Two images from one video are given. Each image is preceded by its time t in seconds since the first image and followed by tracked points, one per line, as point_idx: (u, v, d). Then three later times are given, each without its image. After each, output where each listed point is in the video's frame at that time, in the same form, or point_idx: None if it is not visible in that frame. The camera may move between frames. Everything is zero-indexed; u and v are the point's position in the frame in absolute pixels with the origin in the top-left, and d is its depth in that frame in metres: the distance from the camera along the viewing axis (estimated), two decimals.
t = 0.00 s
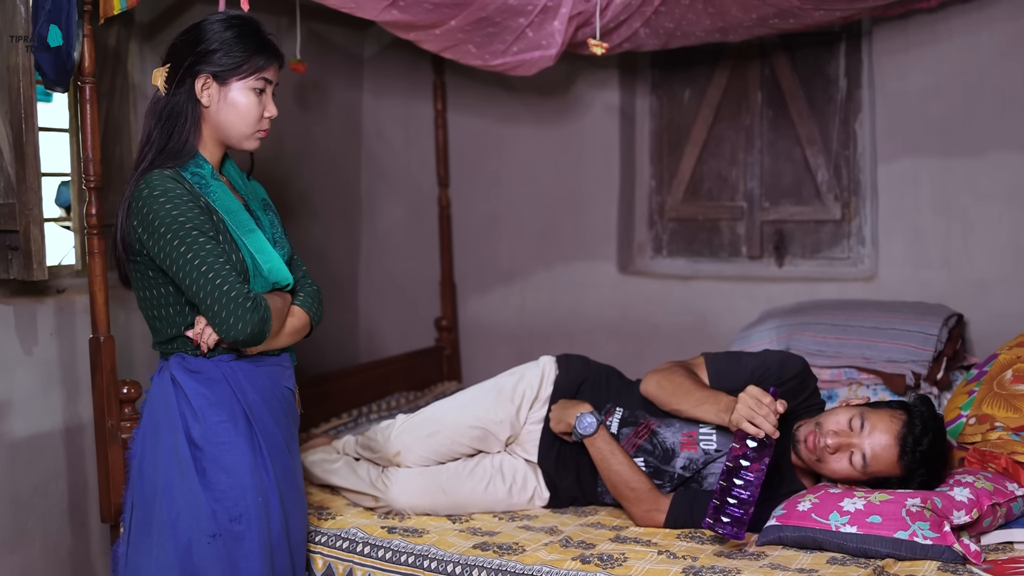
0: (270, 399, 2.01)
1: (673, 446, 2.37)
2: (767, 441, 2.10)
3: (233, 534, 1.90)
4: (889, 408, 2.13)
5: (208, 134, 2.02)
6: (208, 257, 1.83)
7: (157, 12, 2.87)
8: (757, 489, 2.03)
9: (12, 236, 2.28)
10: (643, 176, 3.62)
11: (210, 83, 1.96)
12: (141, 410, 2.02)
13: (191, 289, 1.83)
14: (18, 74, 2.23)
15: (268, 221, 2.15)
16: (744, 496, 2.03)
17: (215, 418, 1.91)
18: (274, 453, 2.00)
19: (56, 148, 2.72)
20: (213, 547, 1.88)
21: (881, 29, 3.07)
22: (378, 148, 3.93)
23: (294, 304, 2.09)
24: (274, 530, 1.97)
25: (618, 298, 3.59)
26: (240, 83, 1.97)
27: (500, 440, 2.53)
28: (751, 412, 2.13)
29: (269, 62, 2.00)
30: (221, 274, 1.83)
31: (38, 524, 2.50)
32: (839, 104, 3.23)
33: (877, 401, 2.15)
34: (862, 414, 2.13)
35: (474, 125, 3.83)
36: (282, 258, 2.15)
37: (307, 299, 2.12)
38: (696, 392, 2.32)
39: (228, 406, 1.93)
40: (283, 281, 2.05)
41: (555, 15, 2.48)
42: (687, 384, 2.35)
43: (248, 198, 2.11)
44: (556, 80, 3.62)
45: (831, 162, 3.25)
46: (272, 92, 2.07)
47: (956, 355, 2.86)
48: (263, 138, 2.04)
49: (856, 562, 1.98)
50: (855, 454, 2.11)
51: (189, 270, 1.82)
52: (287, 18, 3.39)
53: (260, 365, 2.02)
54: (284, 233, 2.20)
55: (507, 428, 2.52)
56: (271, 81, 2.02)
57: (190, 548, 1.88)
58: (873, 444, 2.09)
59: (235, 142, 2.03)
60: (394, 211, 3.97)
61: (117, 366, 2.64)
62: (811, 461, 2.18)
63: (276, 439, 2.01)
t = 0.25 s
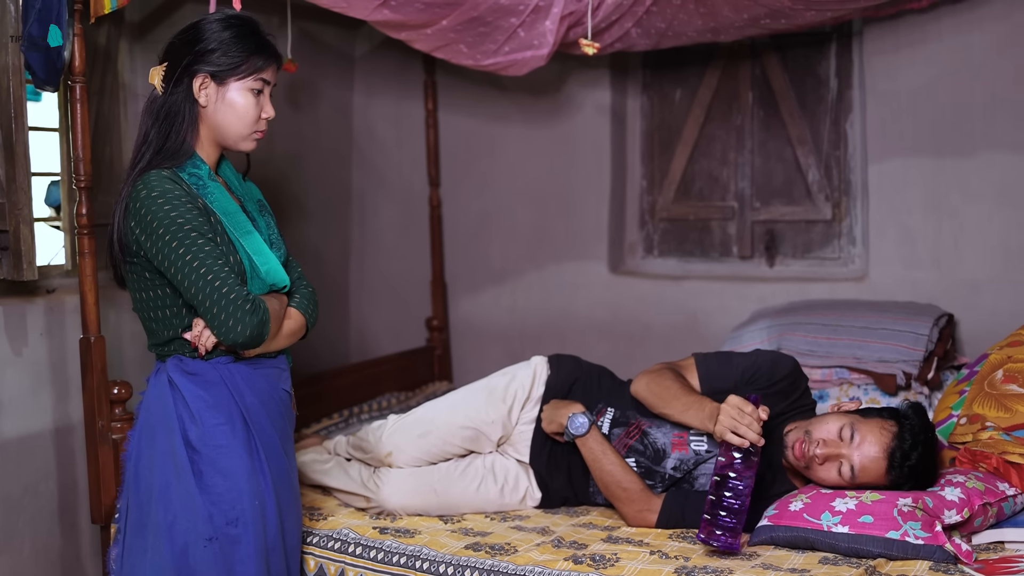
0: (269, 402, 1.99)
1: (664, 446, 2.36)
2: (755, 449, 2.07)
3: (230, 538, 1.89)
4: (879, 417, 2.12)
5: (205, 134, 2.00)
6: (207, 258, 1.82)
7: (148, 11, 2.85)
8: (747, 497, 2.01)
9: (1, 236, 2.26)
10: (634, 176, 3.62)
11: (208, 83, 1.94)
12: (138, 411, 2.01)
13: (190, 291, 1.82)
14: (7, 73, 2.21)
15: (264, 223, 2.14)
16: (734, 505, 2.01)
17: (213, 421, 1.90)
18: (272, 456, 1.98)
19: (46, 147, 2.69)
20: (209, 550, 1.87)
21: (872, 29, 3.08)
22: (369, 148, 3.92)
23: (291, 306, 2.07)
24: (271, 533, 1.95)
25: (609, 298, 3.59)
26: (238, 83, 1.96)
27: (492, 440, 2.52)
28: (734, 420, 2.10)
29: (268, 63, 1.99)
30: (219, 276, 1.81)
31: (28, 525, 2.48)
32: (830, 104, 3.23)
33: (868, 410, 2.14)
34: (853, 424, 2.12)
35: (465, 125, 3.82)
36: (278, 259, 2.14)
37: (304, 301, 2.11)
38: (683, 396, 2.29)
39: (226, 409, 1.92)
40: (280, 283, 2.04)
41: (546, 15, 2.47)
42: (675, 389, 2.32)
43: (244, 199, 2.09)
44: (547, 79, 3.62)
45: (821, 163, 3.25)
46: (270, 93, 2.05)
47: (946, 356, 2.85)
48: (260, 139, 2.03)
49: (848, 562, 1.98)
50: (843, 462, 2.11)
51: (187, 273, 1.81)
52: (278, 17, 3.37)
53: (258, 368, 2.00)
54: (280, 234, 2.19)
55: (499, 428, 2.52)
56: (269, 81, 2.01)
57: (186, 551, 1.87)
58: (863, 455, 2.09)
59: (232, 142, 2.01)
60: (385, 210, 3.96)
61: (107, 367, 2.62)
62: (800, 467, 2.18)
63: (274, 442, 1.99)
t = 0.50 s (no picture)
0: (263, 403, 1.98)
1: (656, 448, 2.36)
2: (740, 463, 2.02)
3: (224, 539, 1.88)
4: (872, 426, 2.10)
5: (200, 135, 1.99)
6: (203, 259, 1.81)
7: (139, 11, 2.84)
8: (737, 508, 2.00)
9: None
10: (627, 177, 3.60)
11: (204, 83, 1.93)
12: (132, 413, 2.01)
13: (185, 292, 1.81)
14: None
15: (259, 224, 2.13)
16: (723, 514, 2.00)
17: (207, 422, 1.89)
18: (266, 457, 1.97)
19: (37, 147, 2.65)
20: (202, 551, 1.86)
21: (863, 30, 3.09)
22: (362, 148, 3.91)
23: (285, 308, 2.06)
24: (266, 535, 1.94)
25: (601, 299, 3.59)
26: (234, 84, 1.95)
27: (484, 441, 2.52)
28: (715, 435, 2.06)
29: (264, 65, 1.98)
30: (215, 277, 1.80)
31: (19, 526, 2.47)
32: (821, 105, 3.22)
33: (861, 418, 2.12)
34: (845, 433, 2.10)
35: (457, 125, 3.82)
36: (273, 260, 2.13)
37: (298, 303, 2.10)
38: (670, 404, 2.28)
39: (221, 410, 1.91)
40: (274, 285, 2.03)
41: (539, 15, 2.47)
42: (663, 396, 2.31)
43: (238, 200, 2.08)
44: (540, 80, 3.62)
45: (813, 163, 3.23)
46: (266, 94, 2.05)
47: (938, 356, 2.87)
48: (255, 140, 2.02)
49: (841, 562, 1.98)
50: (835, 472, 2.09)
51: (183, 273, 1.80)
52: (270, 17, 3.36)
53: (253, 369, 1.99)
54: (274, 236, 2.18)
55: (492, 429, 2.51)
56: (265, 83, 2.00)
57: (180, 552, 1.86)
58: (854, 465, 2.07)
59: (227, 143, 2.00)
60: (377, 211, 3.95)
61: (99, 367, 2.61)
62: (790, 472, 2.17)
63: (268, 443, 1.98)
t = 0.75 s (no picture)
0: (256, 403, 1.97)
1: (645, 448, 2.37)
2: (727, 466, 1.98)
3: (216, 539, 1.87)
4: (866, 432, 2.09)
5: (193, 133, 1.98)
6: (195, 258, 1.80)
7: (130, 9, 2.83)
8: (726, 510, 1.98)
9: None
10: (618, 175, 3.61)
11: (197, 82, 1.92)
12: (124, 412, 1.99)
13: (177, 291, 1.80)
14: None
15: (251, 223, 2.11)
16: (713, 515, 1.99)
17: (199, 422, 1.88)
18: (258, 457, 1.96)
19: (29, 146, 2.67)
20: (194, 551, 1.85)
21: (855, 30, 3.09)
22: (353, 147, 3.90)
23: (277, 307, 2.05)
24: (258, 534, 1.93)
25: (592, 298, 3.59)
26: (228, 83, 1.93)
27: (477, 440, 2.51)
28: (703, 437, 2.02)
29: (258, 64, 1.97)
30: (207, 277, 1.79)
31: (9, 527, 2.45)
32: (813, 104, 3.25)
33: (855, 424, 2.12)
34: (839, 439, 2.09)
35: (448, 124, 3.81)
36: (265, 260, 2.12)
37: (289, 302, 2.09)
38: (659, 405, 2.28)
39: (212, 410, 1.90)
40: (267, 284, 2.02)
41: (531, 14, 2.46)
42: (652, 398, 2.31)
43: (230, 199, 2.06)
44: (531, 79, 3.61)
45: (805, 162, 3.26)
46: (259, 94, 2.03)
47: (929, 355, 2.88)
48: (248, 140, 2.01)
49: (833, 561, 1.99)
50: (826, 478, 2.09)
51: (175, 273, 1.79)
52: (261, 15, 3.34)
53: (245, 368, 1.98)
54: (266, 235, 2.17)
55: (484, 428, 2.50)
56: (259, 83, 1.99)
57: (171, 553, 1.85)
58: (846, 472, 2.07)
59: (219, 142, 1.99)
60: (369, 210, 3.94)
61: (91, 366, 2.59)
62: (782, 476, 2.17)
63: (260, 443, 1.97)
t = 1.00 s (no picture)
0: (250, 404, 1.97)
1: (636, 448, 2.37)
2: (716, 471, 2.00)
3: (209, 540, 1.86)
4: (858, 434, 2.09)
5: (188, 132, 1.96)
6: (190, 258, 1.79)
7: (122, 8, 2.81)
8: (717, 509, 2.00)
9: None
10: (610, 175, 3.61)
11: (193, 80, 1.91)
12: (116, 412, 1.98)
13: (171, 291, 1.79)
14: None
15: (245, 223, 2.10)
16: (705, 515, 2.00)
17: (193, 422, 1.87)
18: (252, 457, 1.95)
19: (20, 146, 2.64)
20: (187, 552, 1.84)
21: (847, 29, 3.10)
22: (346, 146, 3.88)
23: (271, 308, 2.04)
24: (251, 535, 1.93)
25: (585, 298, 3.59)
26: (223, 82, 1.92)
27: (471, 440, 2.50)
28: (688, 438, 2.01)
29: (254, 63, 1.96)
30: (202, 276, 1.78)
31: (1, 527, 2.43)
32: (805, 103, 3.24)
33: (848, 426, 2.11)
34: (833, 442, 2.09)
35: (441, 123, 3.80)
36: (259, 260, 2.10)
37: (283, 303, 2.08)
38: (649, 407, 2.28)
39: (206, 410, 1.89)
40: (261, 284, 2.00)
41: (524, 14, 2.46)
42: (643, 399, 2.30)
43: (225, 199, 2.05)
44: (523, 78, 3.61)
45: (797, 162, 3.26)
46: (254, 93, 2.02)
47: (921, 354, 2.88)
48: (243, 139, 2.00)
49: (826, 561, 1.99)
50: (819, 481, 2.10)
51: (170, 272, 1.78)
52: (253, 14, 3.32)
53: (239, 368, 1.97)
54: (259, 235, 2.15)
55: (479, 428, 2.50)
56: (254, 82, 1.98)
57: (165, 553, 1.84)
58: (840, 474, 2.07)
59: (214, 141, 1.98)
60: (361, 209, 3.93)
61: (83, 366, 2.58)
62: (775, 477, 2.17)
63: (254, 443, 1.96)
